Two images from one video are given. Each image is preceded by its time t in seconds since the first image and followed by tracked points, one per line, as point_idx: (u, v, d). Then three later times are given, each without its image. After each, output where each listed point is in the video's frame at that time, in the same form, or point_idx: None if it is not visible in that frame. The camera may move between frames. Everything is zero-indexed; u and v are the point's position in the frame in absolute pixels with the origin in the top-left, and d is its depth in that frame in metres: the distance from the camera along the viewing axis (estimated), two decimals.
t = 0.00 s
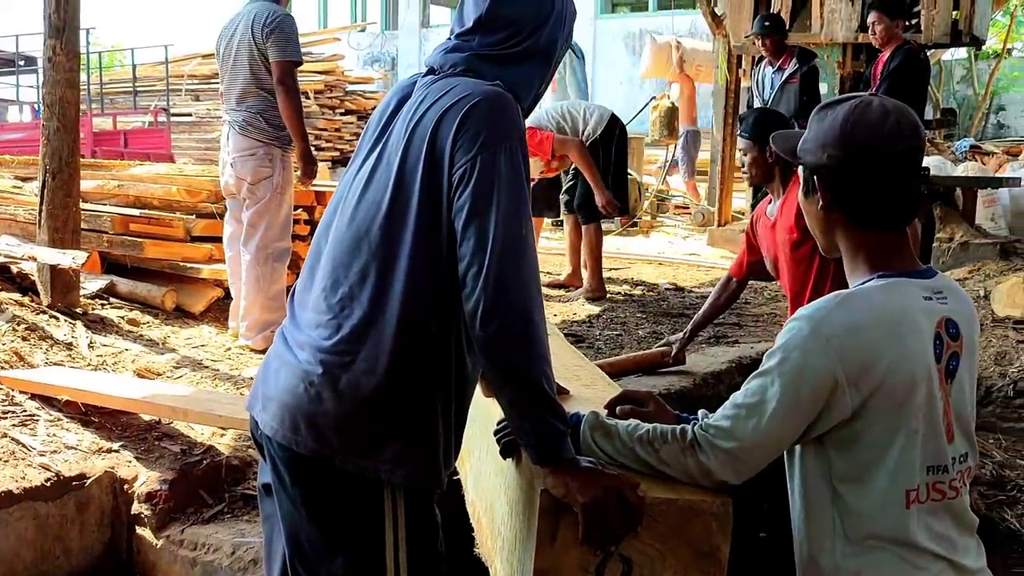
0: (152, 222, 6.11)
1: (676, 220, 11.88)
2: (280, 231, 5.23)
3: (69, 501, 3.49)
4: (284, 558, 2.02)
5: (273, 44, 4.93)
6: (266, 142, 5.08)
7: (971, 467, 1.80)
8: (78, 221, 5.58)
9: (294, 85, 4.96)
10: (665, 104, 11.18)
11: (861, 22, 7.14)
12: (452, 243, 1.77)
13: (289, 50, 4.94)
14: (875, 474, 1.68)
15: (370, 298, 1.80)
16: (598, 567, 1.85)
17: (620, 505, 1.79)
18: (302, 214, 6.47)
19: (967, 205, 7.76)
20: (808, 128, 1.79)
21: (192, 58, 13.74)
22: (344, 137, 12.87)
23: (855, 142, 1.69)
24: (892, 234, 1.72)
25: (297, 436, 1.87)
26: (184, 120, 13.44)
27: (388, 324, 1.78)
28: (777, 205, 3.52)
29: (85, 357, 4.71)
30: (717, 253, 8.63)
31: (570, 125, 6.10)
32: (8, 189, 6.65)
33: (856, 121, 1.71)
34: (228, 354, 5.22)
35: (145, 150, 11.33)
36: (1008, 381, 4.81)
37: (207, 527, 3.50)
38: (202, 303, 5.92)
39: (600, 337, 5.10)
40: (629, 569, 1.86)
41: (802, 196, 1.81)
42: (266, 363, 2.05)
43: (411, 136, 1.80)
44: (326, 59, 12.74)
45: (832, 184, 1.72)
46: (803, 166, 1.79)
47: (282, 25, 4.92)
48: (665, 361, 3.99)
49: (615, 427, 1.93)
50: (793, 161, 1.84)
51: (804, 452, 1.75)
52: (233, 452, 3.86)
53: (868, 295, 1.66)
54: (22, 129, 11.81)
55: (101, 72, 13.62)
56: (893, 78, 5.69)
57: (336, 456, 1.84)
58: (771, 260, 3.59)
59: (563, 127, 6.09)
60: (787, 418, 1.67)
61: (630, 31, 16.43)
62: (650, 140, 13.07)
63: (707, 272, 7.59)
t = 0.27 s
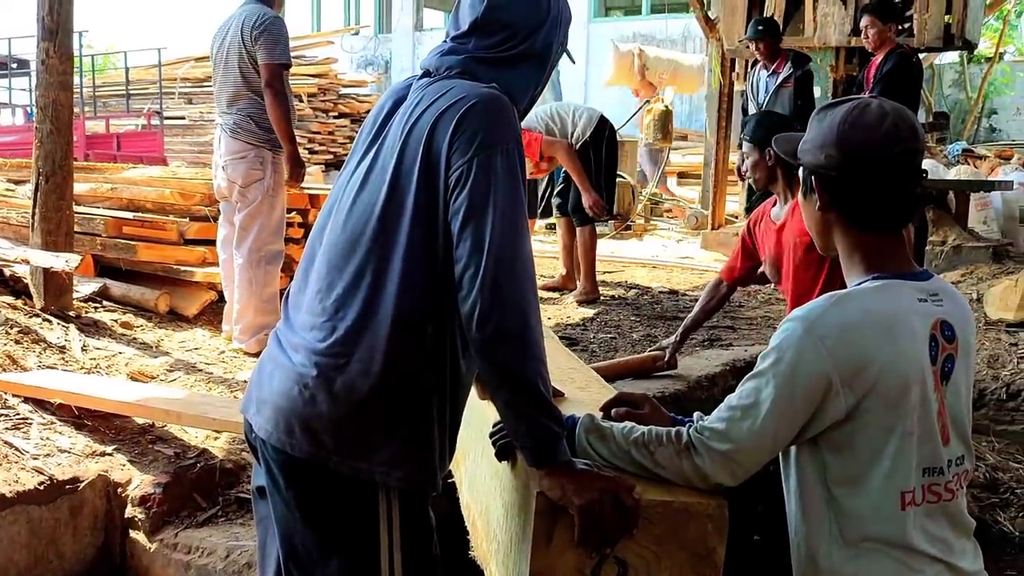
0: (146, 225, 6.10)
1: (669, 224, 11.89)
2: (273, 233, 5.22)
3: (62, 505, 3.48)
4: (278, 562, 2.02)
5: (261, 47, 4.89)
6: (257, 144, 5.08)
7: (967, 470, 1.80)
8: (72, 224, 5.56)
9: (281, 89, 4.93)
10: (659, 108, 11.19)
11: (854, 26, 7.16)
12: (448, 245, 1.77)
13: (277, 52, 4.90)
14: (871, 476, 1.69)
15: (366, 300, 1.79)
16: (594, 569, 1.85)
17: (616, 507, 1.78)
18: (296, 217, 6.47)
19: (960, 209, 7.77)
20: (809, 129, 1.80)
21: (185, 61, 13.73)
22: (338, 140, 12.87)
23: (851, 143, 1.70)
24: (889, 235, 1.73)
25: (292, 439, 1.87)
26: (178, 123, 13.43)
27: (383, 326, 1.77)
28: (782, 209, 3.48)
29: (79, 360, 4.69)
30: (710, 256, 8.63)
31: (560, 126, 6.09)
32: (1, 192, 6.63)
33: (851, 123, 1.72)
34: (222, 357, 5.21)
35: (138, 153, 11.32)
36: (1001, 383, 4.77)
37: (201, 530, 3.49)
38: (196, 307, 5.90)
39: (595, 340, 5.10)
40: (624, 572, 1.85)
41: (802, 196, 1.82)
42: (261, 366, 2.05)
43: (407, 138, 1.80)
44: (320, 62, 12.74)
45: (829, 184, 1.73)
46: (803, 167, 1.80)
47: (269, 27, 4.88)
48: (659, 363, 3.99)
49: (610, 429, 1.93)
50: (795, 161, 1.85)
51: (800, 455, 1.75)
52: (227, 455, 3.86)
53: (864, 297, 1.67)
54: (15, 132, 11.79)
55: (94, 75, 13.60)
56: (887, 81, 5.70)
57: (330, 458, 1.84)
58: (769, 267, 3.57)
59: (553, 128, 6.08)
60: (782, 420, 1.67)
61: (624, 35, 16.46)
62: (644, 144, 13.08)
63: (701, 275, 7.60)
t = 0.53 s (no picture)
0: (138, 227, 6.08)
1: (662, 227, 11.90)
2: (266, 236, 5.22)
3: (55, 508, 3.46)
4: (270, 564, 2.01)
5: (250, 50, 4.87)
6: (248, 147, 5.07)
7: (962, 472, 1.80)
8: (64, 226, 5.55)
9: (270, 91, 4.91)
10: (652, 111, 11.20)
11: (847, 30, 7.18)
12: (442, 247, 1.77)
13: (266, 55, 4.88)
14: (866, 478, 1.69)
15: (359, 302, 1.79)
16: (589, 572, 1.85)
17: (611, 510, 1.79)
18: (289, 220, 6.47)
19: (952, 211, 7.79)
20: (807, 130, 1.81)
21: (177, 64, 13.73)
22: (330, 143, 12.86)
23: (848, 144, 1.70)
24: (886, 236, 1.73)
25: (285, 441, 1.86)
26: (170, 126, 13.41)
27: (377, 327, 1.77)
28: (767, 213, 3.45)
29: (71, 363, 4.68)
30: (703, 259, 8.65)
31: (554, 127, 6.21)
32: None
33: (849, 124, 1.72)
34: (215, 360, 5.21)
35: (131, 155, 11.30)
36: (992, 383, 4.72)
37: (194, 533, 3.48)
38: (189, 310, 5.89)
39: (588, 343, 5.10)
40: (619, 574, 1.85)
41: (800, 197, 1.83)
42: (253, 368, 2.04)
43: (401, 139, 1.80)
44: (312, 65, 12.72)
45: (826, 184, 1.74)
46: (801, 168, 1.81)
47: (258, 30, 4.85)
48: (653, 366, 4.00)
49: (606, 432, 1.94)
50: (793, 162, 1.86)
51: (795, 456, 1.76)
52: (221, 458, 3.85)
53: (859, 298, 1.67)
54: (7, 135, 11.77)
55: (87, 78, 13.57)
56: (879, 84, 5.72)
57: (323, 460, 1.83)
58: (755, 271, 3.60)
59: (547, 129, 6.21)
60: (776, 421, 1.67)
61: (617, 38, 16.48)
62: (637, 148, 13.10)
63: (694, 278, 7.61)
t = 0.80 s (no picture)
0: (131, 230, 6.06)
1: (655, 230, 11.91)
2: (259, 239, 5.21)
3: (48, 512, 3.45)
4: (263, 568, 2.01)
5: (236, 52, 4.86)
6: (240, 150, 5.07)
7: (959, 475, 1.81)
8: (57, 229, 5.53)
9: (258, 94, 4.90)
10: (645, 114, 11.21)
11: (839, 33, 7.20)
12: (437, 250, 1.77)
13: (253, 56, 4.87)
14: (861, 480, 1.69)
15: (353, 304, 1.79)
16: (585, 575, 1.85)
17: (606, 512, 1.78)
18: (283, 223, 6.46)
19: (944, 215, 7.80)
20: (810, 132, 1.81)
21: (170, 66, 13.71)
22: (324, 146, 12.86)
23: (849, 145, 1.71)
24: (887, 238, 1.73)
25: (278, 444, 1.86)
26: (163, 128, 13.39)
27: (372, 330, 1.77)
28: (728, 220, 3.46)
29: (64, 366, 4.67)
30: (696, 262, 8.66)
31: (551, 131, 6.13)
32: None
33: (850, 125, 1.73)
34: (208, 363, 5.20)
35: (124, 158, 11.28)
36: (983, 386, 4.73)
37: (188, 537, 3.48)
38: (182, 313, 5.88)
39: (582, 346, 5.11)
40: None
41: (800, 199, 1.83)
42: (247, 371, 2.04)
43: (396, 142, 1.80)
44: (305, 68, 12.72)
45: (827, 186, 1.74)
46: (804, 169, 1.81)
47: (244, 31, 4.85)
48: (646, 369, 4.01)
49: (602, 436, 1.93)
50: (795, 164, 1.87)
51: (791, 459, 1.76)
52: (214, 462, 3.85)
53: (855, 300, 1.67)
54: None
55: (79, 80, 13.54)
56: (871, 88, 5.73)
57: (317, 464, 1.83)
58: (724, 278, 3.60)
59: (546, 133, 6.13)
60: (772, 423, 1.67)
61: (610, 41, 16.50)
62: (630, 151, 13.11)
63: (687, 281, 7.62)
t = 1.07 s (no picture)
0: (124, 233, 6.07)
1: (648, 232, 11.93)
2: (251, 241, 5.20)
3: (41, 515, 3.43)
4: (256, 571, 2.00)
5: (223, 53, 4.85)
6: (229, 152, 5.05)
7: (952, 478, 1.81)
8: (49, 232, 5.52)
9: (244, 96, 4.88)
10: (638, 116, 11.23)
11: (831, 36, 7.21)
12: (430, 252, 1.77)
13: (239, 57, 4.86)
14: (855, 482, 1.70)
15: (346, 307, 1.79)
16: None
17: (600, 514, 1.78)
18: (275, 226, 6.47)
19: (936, 217, 7.81)
20: (807, 133, 1.82)
21: (162, 69, 13.69)
22: (316, 149, 12.85)
23: (846, 146, 1.71)
24: (884, 239, 1.73)
25: (270, 447, 1.85)
26: (155, 131, 13.36)
27: (364, 332, 1.77)
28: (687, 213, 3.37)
29: (56, 369, 4.66)
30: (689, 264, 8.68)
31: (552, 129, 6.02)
32: None
33: (848, 126, 1.73)
34: (201, 366, 5.19)
35: (116, 161, 11.26)
36: (976, 388, 4.72)
37: (181, 540, 3.47)
38: (174, 315, 5.87)
39: (575, 348, 5.11)
40: None
41: (799, 200, 1.83)
42: (239, 375, 2.03)
43: (388, 144, 1.80)
44: (298, 71, 12.71)
45: (825, 186, 1.74)
46: (800, 169, 1.82)
47: (230, 33, 4.84)
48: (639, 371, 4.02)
49: (596, 438, 1.93)
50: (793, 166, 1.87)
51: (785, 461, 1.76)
52: (207, 465, 3.84)
53: (848, 302, 1.68)
54: None
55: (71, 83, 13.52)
56: (864, 90, 5.75)
57: (309, 466, 1.82)
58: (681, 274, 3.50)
59: (546, 132, 5.99)
60: (766, 425, 1.68)
61: (603, 44, 16.55)
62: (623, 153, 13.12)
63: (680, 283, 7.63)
